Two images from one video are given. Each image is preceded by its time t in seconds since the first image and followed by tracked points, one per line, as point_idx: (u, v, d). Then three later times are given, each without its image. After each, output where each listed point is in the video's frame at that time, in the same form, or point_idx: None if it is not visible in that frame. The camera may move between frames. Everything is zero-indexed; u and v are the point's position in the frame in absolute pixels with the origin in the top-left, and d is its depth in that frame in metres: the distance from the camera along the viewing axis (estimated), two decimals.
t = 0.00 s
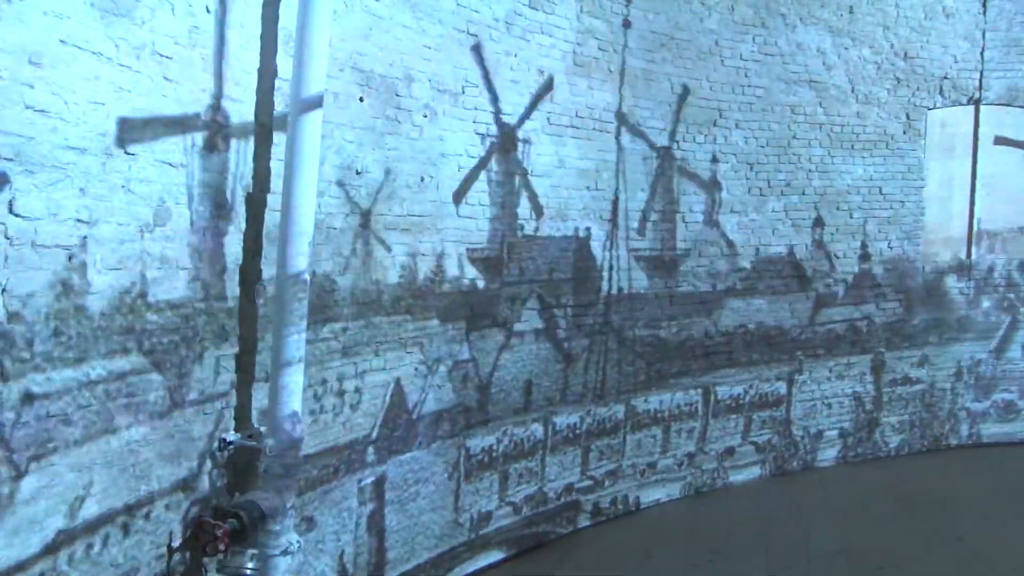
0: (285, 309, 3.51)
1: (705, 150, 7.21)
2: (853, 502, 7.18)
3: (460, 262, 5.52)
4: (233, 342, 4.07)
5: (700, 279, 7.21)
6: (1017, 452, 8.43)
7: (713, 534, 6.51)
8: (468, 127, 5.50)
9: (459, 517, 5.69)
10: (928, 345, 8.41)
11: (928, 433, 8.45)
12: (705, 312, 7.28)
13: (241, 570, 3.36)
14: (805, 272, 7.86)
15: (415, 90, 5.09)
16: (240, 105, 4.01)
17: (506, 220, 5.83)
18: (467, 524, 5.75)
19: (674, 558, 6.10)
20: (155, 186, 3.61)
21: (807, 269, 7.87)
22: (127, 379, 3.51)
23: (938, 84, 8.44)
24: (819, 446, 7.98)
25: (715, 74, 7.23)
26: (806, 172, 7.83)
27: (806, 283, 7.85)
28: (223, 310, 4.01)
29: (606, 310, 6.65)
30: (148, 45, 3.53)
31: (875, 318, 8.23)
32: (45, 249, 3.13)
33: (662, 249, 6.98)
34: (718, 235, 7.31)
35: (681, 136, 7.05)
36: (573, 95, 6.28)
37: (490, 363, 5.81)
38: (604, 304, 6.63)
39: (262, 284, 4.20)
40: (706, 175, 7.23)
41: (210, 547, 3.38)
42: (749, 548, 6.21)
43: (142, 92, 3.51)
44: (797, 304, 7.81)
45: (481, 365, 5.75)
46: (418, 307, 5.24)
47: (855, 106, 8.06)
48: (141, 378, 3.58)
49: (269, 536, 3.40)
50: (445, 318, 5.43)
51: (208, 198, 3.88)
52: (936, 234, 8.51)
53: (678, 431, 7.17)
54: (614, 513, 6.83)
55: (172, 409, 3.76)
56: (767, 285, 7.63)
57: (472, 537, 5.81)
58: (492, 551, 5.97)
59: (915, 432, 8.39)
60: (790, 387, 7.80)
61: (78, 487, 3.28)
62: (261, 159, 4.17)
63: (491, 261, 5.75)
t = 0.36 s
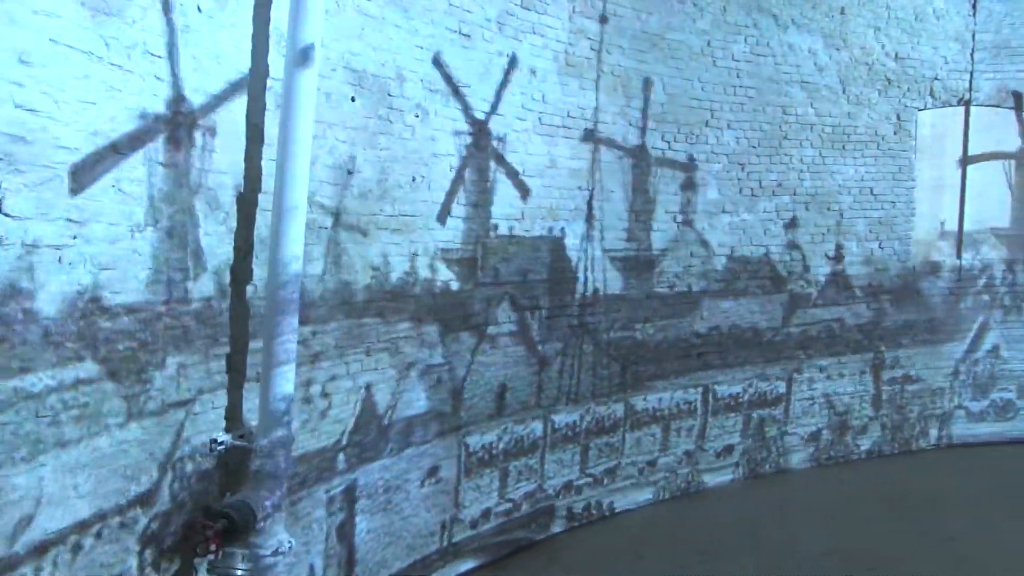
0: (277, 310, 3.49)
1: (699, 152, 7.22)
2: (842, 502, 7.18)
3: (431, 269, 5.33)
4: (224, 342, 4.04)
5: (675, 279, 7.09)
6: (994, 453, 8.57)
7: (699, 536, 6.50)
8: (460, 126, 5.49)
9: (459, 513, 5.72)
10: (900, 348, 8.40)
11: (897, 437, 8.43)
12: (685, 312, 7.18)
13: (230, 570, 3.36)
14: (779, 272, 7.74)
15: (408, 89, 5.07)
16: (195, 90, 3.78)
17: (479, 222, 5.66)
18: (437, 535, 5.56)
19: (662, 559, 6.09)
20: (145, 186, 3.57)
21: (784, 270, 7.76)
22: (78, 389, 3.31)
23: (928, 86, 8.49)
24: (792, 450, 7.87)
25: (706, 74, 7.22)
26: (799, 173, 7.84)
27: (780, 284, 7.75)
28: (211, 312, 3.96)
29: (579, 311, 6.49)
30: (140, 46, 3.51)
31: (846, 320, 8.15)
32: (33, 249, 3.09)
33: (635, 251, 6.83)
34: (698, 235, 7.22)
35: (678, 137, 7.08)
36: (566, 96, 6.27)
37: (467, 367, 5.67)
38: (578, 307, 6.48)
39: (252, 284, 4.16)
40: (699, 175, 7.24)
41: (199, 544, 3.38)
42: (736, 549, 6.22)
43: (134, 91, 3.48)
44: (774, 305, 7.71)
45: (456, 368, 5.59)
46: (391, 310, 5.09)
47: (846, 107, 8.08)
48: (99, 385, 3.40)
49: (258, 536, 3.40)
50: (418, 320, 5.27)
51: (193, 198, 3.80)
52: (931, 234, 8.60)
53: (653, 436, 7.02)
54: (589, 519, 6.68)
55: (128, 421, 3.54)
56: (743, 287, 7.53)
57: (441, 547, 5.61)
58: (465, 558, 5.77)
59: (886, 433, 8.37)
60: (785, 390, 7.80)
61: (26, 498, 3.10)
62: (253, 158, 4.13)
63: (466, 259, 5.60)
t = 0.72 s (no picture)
0: (262, 312, 3.50)
1: (685, 152, 7.25)
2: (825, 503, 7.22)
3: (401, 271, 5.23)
4: (208, 342, 4.04)
5: (642, 281, 7.01)
6: (977, 450, 8.64)
7: (682, 539, 6.52)
8: (446, 126, 5.49)
9: (455, 510, 5.81)
10: (865, 350, 8.37)
11: (862, 439, 8.37)
12: (652, 314, 7.11)
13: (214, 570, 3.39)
14: (747, 273, 7.68)
15: (393, 89, 5.07)
16: (138, 74, 3.57)
17: (446, 221, 5.51)
18: (403, 547, 5.43)
19: (647, 561, 6.13)
20: (130, 184, 3.57)
21: (751, 272, 7.70)
22: (21, 400, 3.15)
23: (913, 88, 8.55)
24: (760, 452, 7.77)
25: (693, 75, 7.25)
26: (784, 173, 7.88)
27: (747, 284, 7.68)
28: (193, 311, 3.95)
29: (547, 314, 6.37)
30: (124, 43, 3.50)
31: (812, 321, 8.06)
32: (16, 248, 3.09)
33: (604, 251, 6.73)
34: (681, 238, 7.24)
35: (664, 138, 7.10)
36: (552, 96, 6.29)
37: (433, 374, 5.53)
38: (547, 309, 6.37)
39: (238, 283, 4.16)
40: (684, 175, 7.26)
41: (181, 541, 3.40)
42: (719, 551, 6.25)
43: (117, 88, 3.48)
44: (742, 305, 7.64)
45: (421, 372, 5.45)
46: (356, 312, 4.94)
47: (831, 108, 8.12)
48: (45, 395, 3.23)
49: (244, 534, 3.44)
50: (383, 324, 5.13)
51: (174, 197, 3.79)
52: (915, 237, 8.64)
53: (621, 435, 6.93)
54: (557, 525, 6.58)
55: (72, 435, 3.36)
56: (710, 287, 7.45)
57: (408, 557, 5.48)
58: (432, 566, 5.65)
59: (850, 436, 8.30)
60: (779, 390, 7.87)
61: None
62: (238, 157, 4.13)
63: (432, 259, 5.45)
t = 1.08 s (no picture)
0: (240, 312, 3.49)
1: (664, 153, 7.28)
2: (805, 503, 7.26)
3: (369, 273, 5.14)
4: (185, 342, 4.01)
5: (602, 281, 6.90)
6: (956, 450, 8.79)
7: (662, 539, 6.54)
8: (427, 126, 5.47)
9: (444, 507, 5.87)
10: (824, 352, 8.35)
11: (821, 441, 8.38)
12: (613, 316, 7.01)
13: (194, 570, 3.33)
14: (710, 274, 7.61)
15: (373, 89, 5.07)
16: (71, 58, 3.36)
17: (405, 220, 5.35)
18: (364, 555, 5.31)
19: (628, 561, 6.14)
20: (108, 184, 3.57)
21: (714, 274, 7.64)
22: None
23: (889, 91, 8.64)
24: (720, 455, 7.76)
25: (672, 76, 7.28)
26: (763, 174, 7.93)
27: (709, 287, 7.62)
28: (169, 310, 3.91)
29: (510, 315, 6.23)
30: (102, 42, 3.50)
31: (772, 325, 8.01)
32: None
33: (567, 251, 6.61)
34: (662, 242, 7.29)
35: (642, 138, 7.12)
36: (533, 95, 6.29)
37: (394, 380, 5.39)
38: (509, 311, 6.22)
39: (215, 283, 4.13)
40: (663, 175, 7.29)
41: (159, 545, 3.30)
42: (700, 552, 6.27)
43: (94, 88, 3.48)
44: (702, 306, 7.59)
45: (381, 378, 5.31)
46: (313, 317, 4.77)
47: (809, 109, 8.17)
48: None
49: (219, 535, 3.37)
50: (343, 326, 4.98)
51: (152, 197, 3.78)
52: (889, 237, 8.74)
53: (581, 438, 6.85)
54: (521, 531, 6.48)
55: (5, 450, 3.20)
56: (671, 290, 7.37)
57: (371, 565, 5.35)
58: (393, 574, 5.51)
59: (808, 439, 8.30)
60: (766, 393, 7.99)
61: None
62: (217, 156, 4.10)
63: (391, 259, 5.29)
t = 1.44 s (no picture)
0: (216, 312, 3.47)
1: (639, 154, 7.30)
2: (780, 504, 7.30)
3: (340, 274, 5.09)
4: (158, 341, 3.98)
5: (555, 284, 6.73)
6: (928, 447, 8.92)
7: (640, 541, 6.54)
8: (402, 125, 5.46)
9: (426, 504, 5.85)
10: (781, 355, 8.29)
11: (779, 443, 8.31)
12: (572, 317, 6.89)
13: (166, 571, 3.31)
14: (668, 276, 7.53)
15: (348, 89, 5.06)
16: None
17: (359, 219, 5.19)
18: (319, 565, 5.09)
19: (607, 561, 6.15)
20: (80, 182, 3.53)
21: (671, 275, 7.56)
22: None
23: (863, 93, 8.72)
24: (678, 460, 7.64)
25: (648, 77, 7.30)
26: (738, 175, 7.97)
27: (667, 288, 7.54)
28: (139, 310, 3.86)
29: (466, 317, 6.05)
30: (73, 38, 3.46)
31: (730, 326, 7.95)
32: None
33: (525, 252, 6.47)
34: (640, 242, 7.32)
35: (618, 139, 7.13)
36: (509, 95, 6.29)
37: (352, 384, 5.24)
38: (465, 314, 6.05)
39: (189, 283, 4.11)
40: (638, 176, 7.31)
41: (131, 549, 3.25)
42: (678, 554, 6.28)
43: (67, 85, 3.43)
44: (661, 308, 7.50)
45: (335, 382, 5.12)
46: (280, 318, 4.69)
47: (784, 111, 8.22)
48: None
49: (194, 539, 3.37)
50: (309, 327, 4.91)
51: (125, 195, 3.75)
52: (862, 238, 8.84)
53: (539, 442, 6.69)
54: (478, 538, 6.29)
55: None
56: (630, 291, 7.28)
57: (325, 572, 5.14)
58: None
59: (766, 439, 8.22)
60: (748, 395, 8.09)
61: None
62: (191, 154, 4.08)
63: (347, 259, 5.13)
